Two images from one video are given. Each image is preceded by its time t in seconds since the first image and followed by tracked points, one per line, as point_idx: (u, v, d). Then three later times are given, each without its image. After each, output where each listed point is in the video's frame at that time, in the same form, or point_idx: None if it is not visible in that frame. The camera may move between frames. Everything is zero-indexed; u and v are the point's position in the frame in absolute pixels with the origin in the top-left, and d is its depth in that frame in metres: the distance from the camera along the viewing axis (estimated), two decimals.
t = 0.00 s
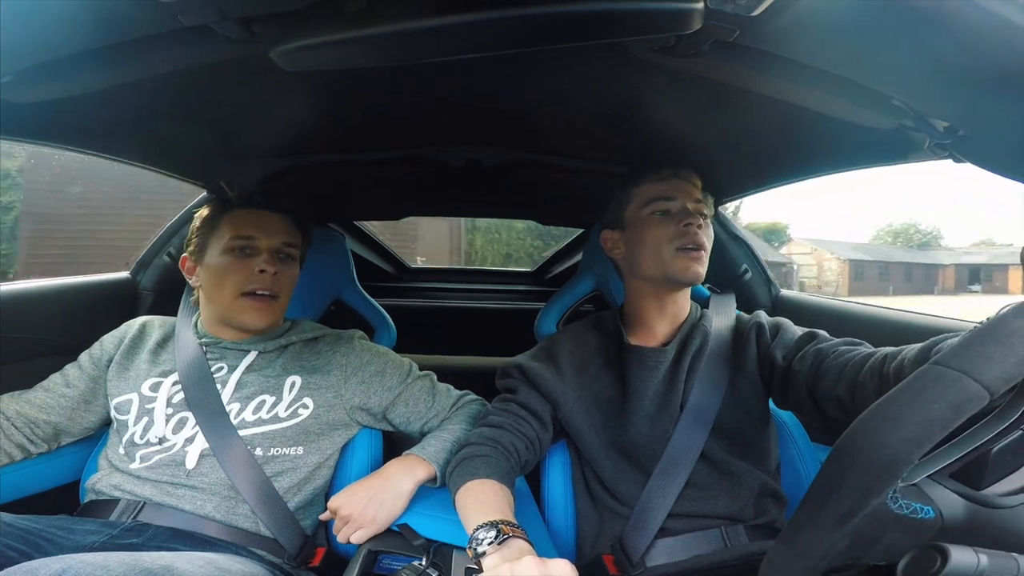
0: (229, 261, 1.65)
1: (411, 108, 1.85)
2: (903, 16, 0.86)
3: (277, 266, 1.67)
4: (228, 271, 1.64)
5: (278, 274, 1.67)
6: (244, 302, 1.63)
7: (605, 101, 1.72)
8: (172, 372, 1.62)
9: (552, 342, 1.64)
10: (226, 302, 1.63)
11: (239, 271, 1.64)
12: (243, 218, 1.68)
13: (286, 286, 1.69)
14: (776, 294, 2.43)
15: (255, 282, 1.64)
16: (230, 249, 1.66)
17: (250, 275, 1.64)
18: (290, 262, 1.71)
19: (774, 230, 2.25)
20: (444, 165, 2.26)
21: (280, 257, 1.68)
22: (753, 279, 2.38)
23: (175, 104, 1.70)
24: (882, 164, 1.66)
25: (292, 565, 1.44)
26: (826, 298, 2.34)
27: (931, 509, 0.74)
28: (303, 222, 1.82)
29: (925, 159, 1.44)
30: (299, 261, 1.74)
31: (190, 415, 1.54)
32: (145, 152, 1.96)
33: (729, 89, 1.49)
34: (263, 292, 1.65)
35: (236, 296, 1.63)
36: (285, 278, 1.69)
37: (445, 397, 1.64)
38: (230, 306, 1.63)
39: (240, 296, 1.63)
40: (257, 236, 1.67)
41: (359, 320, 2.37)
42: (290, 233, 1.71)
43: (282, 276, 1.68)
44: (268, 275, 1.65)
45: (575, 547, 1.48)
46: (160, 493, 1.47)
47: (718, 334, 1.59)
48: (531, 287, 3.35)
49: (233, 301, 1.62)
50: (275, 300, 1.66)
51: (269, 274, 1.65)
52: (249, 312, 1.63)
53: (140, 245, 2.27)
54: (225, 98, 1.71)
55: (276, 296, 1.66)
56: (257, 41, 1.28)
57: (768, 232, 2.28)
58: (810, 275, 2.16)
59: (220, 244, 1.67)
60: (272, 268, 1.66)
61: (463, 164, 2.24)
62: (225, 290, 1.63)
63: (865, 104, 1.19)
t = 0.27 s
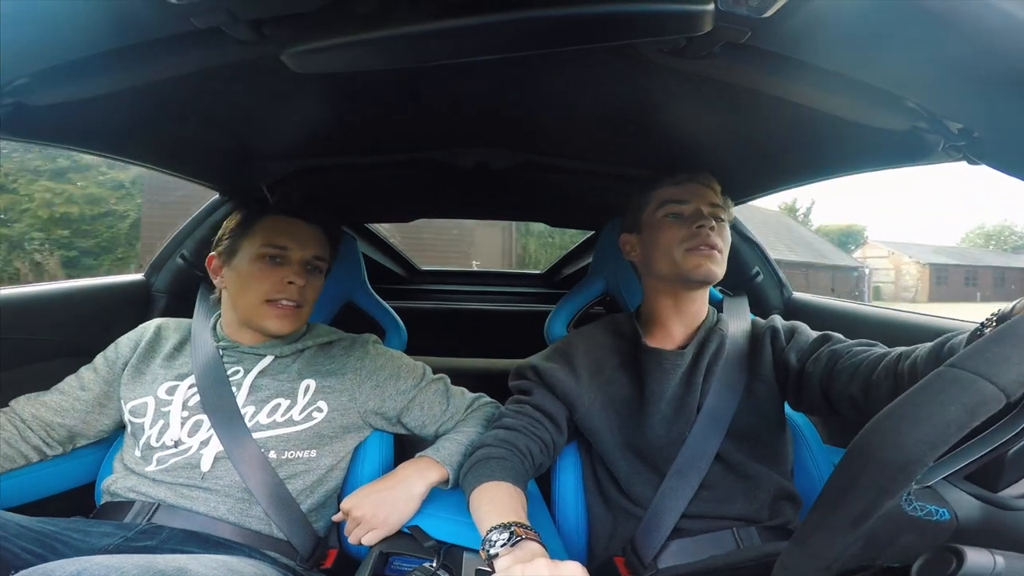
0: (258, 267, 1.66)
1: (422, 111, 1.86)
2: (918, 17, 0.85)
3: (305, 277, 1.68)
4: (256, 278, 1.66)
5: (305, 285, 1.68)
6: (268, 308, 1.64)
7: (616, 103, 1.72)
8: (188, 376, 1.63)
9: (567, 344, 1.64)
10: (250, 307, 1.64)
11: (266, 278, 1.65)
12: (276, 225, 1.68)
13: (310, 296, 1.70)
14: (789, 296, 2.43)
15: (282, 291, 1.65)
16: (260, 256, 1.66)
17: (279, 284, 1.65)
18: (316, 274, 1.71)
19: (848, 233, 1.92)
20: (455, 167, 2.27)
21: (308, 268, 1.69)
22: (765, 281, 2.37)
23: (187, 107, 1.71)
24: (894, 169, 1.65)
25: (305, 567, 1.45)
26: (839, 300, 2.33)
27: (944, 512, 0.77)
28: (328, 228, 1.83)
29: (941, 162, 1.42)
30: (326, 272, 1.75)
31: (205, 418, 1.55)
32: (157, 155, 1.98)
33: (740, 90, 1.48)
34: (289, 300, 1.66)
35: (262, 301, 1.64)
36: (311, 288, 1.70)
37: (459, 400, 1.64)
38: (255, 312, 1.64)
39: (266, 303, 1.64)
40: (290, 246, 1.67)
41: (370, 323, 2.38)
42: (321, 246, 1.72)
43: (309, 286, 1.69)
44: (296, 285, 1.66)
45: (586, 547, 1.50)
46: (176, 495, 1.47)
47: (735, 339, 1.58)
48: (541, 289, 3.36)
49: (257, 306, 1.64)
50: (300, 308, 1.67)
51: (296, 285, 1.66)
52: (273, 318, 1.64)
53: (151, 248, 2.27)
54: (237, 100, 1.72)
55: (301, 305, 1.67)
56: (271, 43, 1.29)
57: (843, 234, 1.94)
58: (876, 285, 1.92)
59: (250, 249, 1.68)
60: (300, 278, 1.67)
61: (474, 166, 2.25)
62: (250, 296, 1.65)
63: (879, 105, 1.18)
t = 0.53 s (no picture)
0: (279, 273, 1.68)
1: (440, 113, 1.86)
2: (942, 17, 0.84)
3: (325, 282, 1.70)
4: (279, 283, 1.67)
5: (325, 289, 1.70)
6: (290, 315, 1.65)
7: (633, 105, 1.71)
8: (211, 381, 1.65)
9: (588, 346, 1.63)
10: (270, 313, 1.66)
11: (286, 284, 1.67)
12: (296, 231, 1.69)
13: (328, 301, 1.72)
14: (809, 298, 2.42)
15: (302, 296, 1.67)
16: (281, 261, 1.68)
17: (299, 289, 1.67)
18: (335, 277, 1.73)
19: (920, 234, 1.74)
20: (471, 169, 2.27)
21: (326, 273, 1.71)
22: (785, 283, 2.37)
23: (208, 109, 1.73)
24: (914, 171, 1.63)
25: (326, 569, 1.47)
26: (860, 301, 2.32)
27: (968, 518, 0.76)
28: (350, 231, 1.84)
29: (963, 162, 1.41)
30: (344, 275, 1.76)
31: (229, 422, 1.57)
32: (178, 159, 2.00)
33: (761, 91, 1.47)
34: (309, 306, 1.68)
35: (283, 307, 1.65)
36: (330, 292, 1.72)
37: (479, 402, 1.65)
38: (277, 318, 1.66)
39: (286, 309, 1.65)
40: (309, 251, 1.69)
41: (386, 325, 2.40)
42: (340, 249, 1.73)
43: (328, 291, 1.71)
44: (316, 291, 1.68)
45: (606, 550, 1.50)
46: (200, 498, 1.49)
47: (759, 343, 1.57)
48: (558, 291, 3.37)
49: (279, 313, 1.65)
50: (319, 313, 1.69)
51: (316, 289, 1.68)
52: (294, 324, 1.66)
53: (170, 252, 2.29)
54: (257, 103, 1.73)
55: (320, 310, 1.69)
56: (290, 45, 1.29)
57: (913, 235, 1.76)
58: (945, 290, 1.70)
59: (270, 254, 1.69)
60: (320, 284, 1.69)
61: (490, 169, 2.25)
62: (273, 302, 1.66)
63: (901, 106, 1.16)
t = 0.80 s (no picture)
0: (307, 265, 1.70)
1: (464, 112, 1.87)
2: (975, 16, 0.83)
3: (351, 274, 1.71)
4: (305, 277, 1.70)
5: (351, 282, 1.72)
6: (315, 308, 1.68)
7: (658, 104, 1.70)
8: (241, 377, 1.67)
9: (614, 345, 1.62)
10: (295, 309, 1.69)
11: (311, 279, 1.69)
12: (324, 224, 1.71)
13: (355, 295, 1.74)
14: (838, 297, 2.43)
15: (327, 289, 1.69)
16: (309, 253, 1.70)
17: (326, 280, 1.69)
18: (360, 271, 1.74)
19: (984, 235, 1.70)
20: (494, 169, 2.28)
21: (353, 266, 1.72)
22: (813, 283, 2.39)
23: (235, 109, 1.75)
24: (944, 170, 1.60)
25: (353, 568, 1.49)
26: (890, 301, 2.28)
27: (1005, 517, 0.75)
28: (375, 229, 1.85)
29: (995, 161, 1.38)
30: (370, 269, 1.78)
31: (259, 420, 1.58)
32: (207, 160, 2.04)
33: (788, 90, 1.45)
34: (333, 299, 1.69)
35: (309, 302, 1.68)
36: (355, 286, 1.73)
37: (504, 400, 1.67)
38: (303, 313, 1.68)
39: (313, 301, 1.68)
40: (337, 244, 1.70)
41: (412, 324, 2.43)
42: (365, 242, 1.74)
43: (354, 284, 1.73)
44: (342, 283, 1.70)
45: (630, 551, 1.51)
46: (231, 498, 1.54)
47: (792, 343, 1.55)
48: (580, 290, 3.39)
49: (304, 307, 1.68)
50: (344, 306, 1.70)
51: (342, 282, 1.69)
52: (320, 317, 1.68)
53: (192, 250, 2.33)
54: (284, 102, 1.75)
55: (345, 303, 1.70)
56: (315, 44, 1.31)
57: (976, 237, 1.73)
58: (1009, 294, 1.69)
59: (297, 249, 1.72)
60: (347, 276, 1.70)
61: (514, 168, 2.25)
62: (299, 298, 1.69)
63: (932, 105, 1.14)
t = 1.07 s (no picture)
0: (277, 273, 1.70)
1: (469, 112, 1.87)
2: (976, 16, 0.83)
3: (319, 279, 1.69)
4: (279, 284, 1.69)
5: (320, 286, 1.68)
6: (290, 315, 1.68)
7: (662, 104, 1.70)
8: (243, 380, 1.67)
9: (619, 346, 1.62)
10: (276, 315, 1.70)
11: (284, 285, 1.69)
12: (290, 227, 1.71)
13: (332, 297, 1.70)
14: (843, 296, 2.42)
15: (296, 295, 1.67)
16: (276, 260, 1.70)
17: (293, 288, 1.68)
18: (335, 273, 1.71)
19: (994, 235, 1.74)
20: (498, 170, 2.28)
21: (324, 267, 1.70)
22: (818, 283, 2.35)
23: (240, 109, 1.76)
24: (947, 171, 1.59)
25: (357, 568, 1.50)
26: (895, 301, 2.28)
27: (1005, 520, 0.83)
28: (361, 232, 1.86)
29: (999, 162, 1.37)
30: (347, 269, 1.74)
31: (261, 423, 1.59)
32: (212, 161, 2.04)
33: (793, 90, 1.44)
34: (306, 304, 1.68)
35: (284, 308, 1.68)
36: (329, 289, 1.70)
37: (505, 403, 1.68)
38: (280, 320, 1.69)
39: (289, 310, 1.68)
40: (302, 247, 1.70)
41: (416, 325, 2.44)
42: (332, 242, 1.71)
43: (325, 288, 1.69)
44: (308, 289, 1.67)
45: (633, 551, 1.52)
46: (236, 499, 1.54)
47: (800, 345, 1.54)
48: (584, 291, 3.39)
49: (280, 314, 1.69)
50: (318, 311, 1.68)
51: (308, 288, 1.67)
52: (297, 324, 1.68)
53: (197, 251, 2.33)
54: (289, 103, 1.76)
55: (320, 308, 1.68)
56: (321, 45, 1.31)
57: (986, 237, 1.76)
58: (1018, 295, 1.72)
59: (269, 256, 1.72)
60: (310, 282, 1.67)
61: (518, 169, 2.26)
62: (275, 305, 1.70)
63: (934, 106, 1.14)
